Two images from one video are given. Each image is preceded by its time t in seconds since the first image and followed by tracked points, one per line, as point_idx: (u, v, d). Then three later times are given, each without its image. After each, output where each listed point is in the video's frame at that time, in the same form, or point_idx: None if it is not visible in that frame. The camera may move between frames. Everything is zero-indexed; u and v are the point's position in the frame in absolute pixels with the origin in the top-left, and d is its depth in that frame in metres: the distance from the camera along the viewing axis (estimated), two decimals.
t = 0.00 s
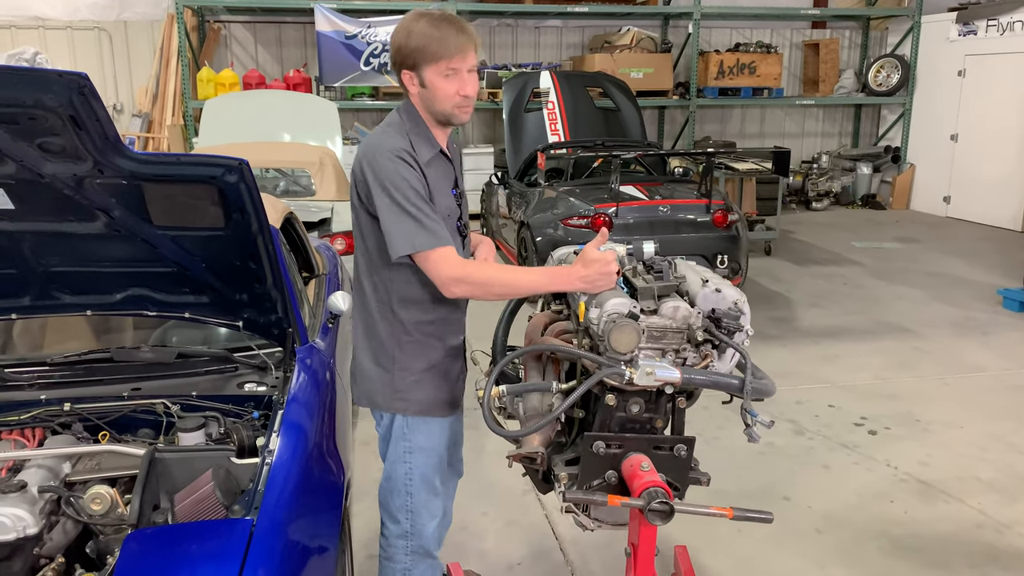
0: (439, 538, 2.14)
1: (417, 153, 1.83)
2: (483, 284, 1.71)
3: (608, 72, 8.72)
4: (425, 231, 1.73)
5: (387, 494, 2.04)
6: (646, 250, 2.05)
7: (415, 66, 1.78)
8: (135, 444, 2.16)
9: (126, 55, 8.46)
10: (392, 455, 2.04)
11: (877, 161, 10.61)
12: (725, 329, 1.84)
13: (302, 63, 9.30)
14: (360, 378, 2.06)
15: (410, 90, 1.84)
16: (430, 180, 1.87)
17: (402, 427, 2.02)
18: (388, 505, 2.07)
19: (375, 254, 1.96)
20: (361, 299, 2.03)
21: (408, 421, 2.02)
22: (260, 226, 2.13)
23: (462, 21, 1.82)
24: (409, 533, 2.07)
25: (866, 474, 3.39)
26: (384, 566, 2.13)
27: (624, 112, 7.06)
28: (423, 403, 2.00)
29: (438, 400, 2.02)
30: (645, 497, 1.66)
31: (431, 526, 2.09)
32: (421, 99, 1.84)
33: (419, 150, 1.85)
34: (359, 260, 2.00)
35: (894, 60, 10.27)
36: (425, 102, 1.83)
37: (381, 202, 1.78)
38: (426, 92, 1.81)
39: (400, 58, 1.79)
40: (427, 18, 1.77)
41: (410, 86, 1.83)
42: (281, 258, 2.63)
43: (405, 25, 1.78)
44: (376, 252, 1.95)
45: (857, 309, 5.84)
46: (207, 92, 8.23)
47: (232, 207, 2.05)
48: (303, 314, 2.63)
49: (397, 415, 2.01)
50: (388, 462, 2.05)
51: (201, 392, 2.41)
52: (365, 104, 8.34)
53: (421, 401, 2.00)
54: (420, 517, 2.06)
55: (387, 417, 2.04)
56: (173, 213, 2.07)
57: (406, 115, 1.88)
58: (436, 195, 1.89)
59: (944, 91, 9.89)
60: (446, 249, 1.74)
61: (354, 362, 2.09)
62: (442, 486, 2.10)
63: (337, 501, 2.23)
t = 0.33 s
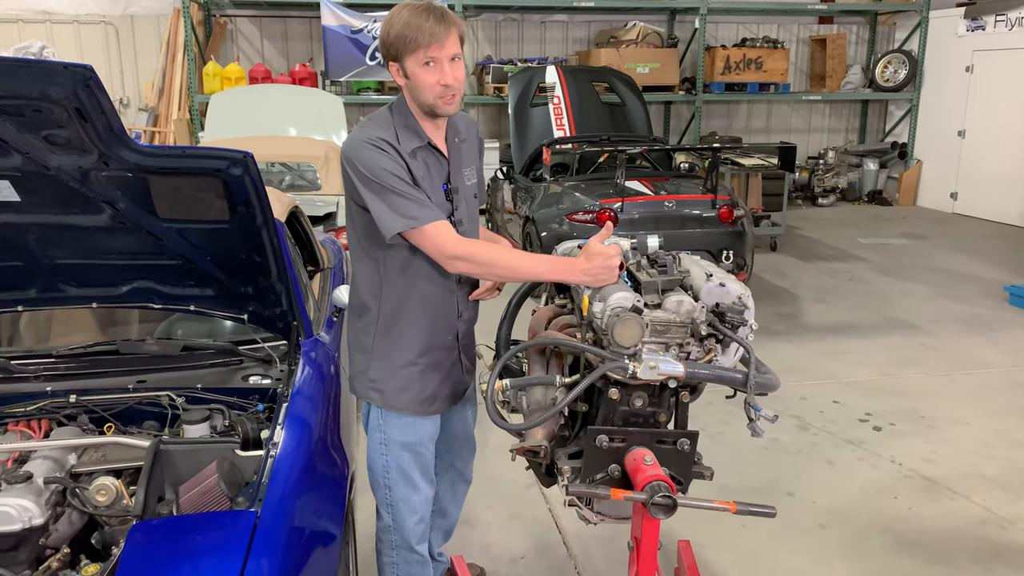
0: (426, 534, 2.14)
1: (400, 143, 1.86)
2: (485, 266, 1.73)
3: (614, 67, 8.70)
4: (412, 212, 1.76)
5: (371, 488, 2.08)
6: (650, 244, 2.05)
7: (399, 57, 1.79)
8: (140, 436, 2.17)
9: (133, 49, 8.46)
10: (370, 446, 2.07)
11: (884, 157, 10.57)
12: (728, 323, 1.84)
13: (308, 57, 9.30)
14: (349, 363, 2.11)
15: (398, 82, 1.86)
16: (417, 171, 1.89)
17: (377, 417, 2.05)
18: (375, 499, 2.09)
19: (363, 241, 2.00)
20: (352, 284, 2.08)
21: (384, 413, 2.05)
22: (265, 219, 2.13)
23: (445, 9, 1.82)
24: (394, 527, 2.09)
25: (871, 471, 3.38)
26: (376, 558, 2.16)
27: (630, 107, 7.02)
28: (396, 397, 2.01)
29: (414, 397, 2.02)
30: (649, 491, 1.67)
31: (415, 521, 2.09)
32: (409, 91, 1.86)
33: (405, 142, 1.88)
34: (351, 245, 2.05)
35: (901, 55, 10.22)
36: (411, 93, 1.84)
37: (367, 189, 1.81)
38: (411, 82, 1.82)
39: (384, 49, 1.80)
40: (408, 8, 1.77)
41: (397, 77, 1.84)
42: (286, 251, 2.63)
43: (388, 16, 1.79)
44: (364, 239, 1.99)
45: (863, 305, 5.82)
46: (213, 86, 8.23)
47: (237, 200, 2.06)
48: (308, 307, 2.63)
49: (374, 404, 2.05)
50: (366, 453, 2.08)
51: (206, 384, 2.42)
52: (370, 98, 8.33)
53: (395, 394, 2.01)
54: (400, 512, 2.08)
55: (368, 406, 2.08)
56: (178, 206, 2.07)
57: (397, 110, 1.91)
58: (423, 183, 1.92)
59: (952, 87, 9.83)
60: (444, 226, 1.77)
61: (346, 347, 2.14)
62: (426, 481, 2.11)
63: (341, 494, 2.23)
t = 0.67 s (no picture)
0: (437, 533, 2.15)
1: (407, 143, 1.86)
2: (491, 266, 1.73)
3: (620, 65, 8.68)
4: (418, 209, 1.76)
5: (383, 487, 2.08)
6: (655, 244, 2.04)
7: (412, 57, 1.78)
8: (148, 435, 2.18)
9: (140, 49, 8.50)
10: (383, 445, 2.08)
11: (892, 155, 10.46)
12: (734, 323, 1.83)
13: (314, 57, 9.32)
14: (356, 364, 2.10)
15: (410, 81, 1.86)
16: (423, 170, 1.88)
17: (392, 417, 2.06)
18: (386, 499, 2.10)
19: (373, 241, 2.00)
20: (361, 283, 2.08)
21: (396, 413, 2.06)
22: (271, 219, 2.14)
23: (458, 10, 1.81)
24: (405, 526, 2.10)
25: (877, 470, 3.37)
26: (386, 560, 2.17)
27: (636, 106, 7.01)
28: (407, 396, 2.02)
29: (425, 396, 2.03)
30: (655, 489, 1.67)
31: (426, 521, 2.10)
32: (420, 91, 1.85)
33: (412, 142, 1.88)
34: (360, 244, 2.05)
35: (910, 52, 10.15)
36: (423, 94, 1.84)
37: (376, 189, 1.81)
38: (423, 84, 1.81)
39: (397, 48, 1.79)
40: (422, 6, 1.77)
41: (409, 76, 1.84)
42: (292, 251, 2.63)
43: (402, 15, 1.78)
44: (374, 238, 1.99)
45: (871, 304, 5.80)
46: (220, 86, 8.28)
47: (244, 200, 2.07)
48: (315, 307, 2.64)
49: (387, 404, 2.05)
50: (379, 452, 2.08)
51: (214, 384, 2.43)
52: (377, 97, 8.34)
53: (405, 393, 2.02)
54: (412, 512, 2.08)
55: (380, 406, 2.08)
56: (185, 206, 2.08)
57: (407, 108, 1.91)
58: (432, 183, 1.92)
59: (960, 85, 9.78)
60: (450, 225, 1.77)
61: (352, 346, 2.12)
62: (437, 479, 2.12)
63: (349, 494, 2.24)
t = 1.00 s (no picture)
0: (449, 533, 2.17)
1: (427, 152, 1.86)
2: (495, 280, 1.73)
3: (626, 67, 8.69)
4: (435, 225, 1.76)
5: (397, 489, 2.09)
6: (660, 245, 2.04)
7: (447, 64, 1.78)
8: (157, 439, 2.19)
9: (147, 55, 8.55)
10: (399, 447, 2.08)
11: (900, 155, 10.46)
12: (739, 325, 1.84)
13: (320, 61, 9.36)
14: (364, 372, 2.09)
15: (435, 87, 1.84)
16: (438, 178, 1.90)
17: (408, 421, 2.06)
18: (398, 502, 2.11)
19: (381, 249, 1.99)
20: (368, 291, 2.07)
21: (413, 416, 2.06)
22: (278, 224, 2.15)
23: (488, 21, 1.83)
24: (418, 528, 2.11)
25: (885, 470, 3.36)
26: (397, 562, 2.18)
27: (641, 107, 7.02)
28: (423, 400, 2.03)
29: (439, 399, 2.04)
30: (660, 491, 1.68)
31: (440, 521, 2.12)
32: (445, 97, 1.85)
33: (429, 148, 1.88)
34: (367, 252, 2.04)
35: (916, 52, 10.12)
36: (451, 101, 1.84)
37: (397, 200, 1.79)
38: (455, 92, 1.82)
39: (432, 54, 1.77)
40: (462, 18, 1.77)
41: (436, 83, 1.82)
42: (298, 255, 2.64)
43: (438, 22, 1.77)
44: (383, 246, 1.99)
45: (878, 304, 5.78)
46: (228, 91, 8.27)
47: (250, 204, 2.07)
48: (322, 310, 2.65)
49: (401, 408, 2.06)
50: (395, 454, 2.09)
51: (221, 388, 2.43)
52: (383, 101, 8.37)
53: (421, 398, 2.03)
54: (427, 513, 2.10)
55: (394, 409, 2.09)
56: (192, 211, 2.10)
57: (420, 112, 1.90)
58: (446, 190, 1.92)
59: (967, 85, 9.75)
60: (456, 242, 1.77)
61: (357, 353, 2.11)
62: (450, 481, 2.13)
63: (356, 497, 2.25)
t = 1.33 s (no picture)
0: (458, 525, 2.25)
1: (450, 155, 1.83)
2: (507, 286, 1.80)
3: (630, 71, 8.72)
4: (460, 238, 1.77)
5: (408, 483, 2.16)
6: (664, 248, 2.02)
7: (468, 68, 1.79)
8: (163, 441, 2.19)
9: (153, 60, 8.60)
10: (413, 442, 2.14)
11: (903, 158, 10.32)
12: (743, 327, 1.83)
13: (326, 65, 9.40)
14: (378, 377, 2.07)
15: (450, 91, 1.83)
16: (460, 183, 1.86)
17: (424, 419, 2.10)
18: (408, 496, 2.18)
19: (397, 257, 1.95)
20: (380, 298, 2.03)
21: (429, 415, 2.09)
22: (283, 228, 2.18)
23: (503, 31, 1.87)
24: (429, 520, 2.17)
25: (890, 473, 3.35)
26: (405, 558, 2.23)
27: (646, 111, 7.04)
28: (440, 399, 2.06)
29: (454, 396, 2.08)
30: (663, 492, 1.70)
31: (452, 514, 2.20)
32: (460, 100, 1.84)
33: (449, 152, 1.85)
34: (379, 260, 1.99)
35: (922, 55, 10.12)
36: (466, 105, 1.84)
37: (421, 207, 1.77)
38: (471, 96, 1.83)
39: (453, 58, 1.78)
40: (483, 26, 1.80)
41: (455, 86, 1.81)
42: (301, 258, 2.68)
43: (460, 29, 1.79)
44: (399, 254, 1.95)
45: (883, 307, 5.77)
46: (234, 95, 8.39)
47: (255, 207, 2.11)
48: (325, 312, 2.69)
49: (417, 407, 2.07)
50: (409, 449, 2.14)
51: (228, 390, 2.41)
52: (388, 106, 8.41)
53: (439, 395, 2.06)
54: (442, 504, 2.17)
55: (405, 410, 2.09)
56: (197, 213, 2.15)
57: (431, 114, 1.85)
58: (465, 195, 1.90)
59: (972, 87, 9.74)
60: (474, 255, 1.79)
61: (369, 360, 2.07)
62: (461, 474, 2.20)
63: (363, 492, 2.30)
